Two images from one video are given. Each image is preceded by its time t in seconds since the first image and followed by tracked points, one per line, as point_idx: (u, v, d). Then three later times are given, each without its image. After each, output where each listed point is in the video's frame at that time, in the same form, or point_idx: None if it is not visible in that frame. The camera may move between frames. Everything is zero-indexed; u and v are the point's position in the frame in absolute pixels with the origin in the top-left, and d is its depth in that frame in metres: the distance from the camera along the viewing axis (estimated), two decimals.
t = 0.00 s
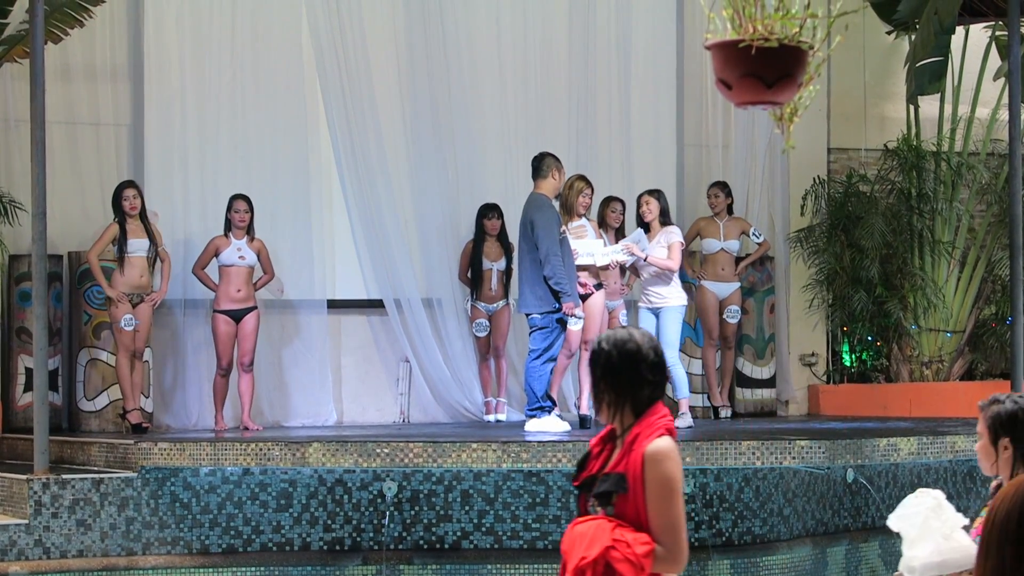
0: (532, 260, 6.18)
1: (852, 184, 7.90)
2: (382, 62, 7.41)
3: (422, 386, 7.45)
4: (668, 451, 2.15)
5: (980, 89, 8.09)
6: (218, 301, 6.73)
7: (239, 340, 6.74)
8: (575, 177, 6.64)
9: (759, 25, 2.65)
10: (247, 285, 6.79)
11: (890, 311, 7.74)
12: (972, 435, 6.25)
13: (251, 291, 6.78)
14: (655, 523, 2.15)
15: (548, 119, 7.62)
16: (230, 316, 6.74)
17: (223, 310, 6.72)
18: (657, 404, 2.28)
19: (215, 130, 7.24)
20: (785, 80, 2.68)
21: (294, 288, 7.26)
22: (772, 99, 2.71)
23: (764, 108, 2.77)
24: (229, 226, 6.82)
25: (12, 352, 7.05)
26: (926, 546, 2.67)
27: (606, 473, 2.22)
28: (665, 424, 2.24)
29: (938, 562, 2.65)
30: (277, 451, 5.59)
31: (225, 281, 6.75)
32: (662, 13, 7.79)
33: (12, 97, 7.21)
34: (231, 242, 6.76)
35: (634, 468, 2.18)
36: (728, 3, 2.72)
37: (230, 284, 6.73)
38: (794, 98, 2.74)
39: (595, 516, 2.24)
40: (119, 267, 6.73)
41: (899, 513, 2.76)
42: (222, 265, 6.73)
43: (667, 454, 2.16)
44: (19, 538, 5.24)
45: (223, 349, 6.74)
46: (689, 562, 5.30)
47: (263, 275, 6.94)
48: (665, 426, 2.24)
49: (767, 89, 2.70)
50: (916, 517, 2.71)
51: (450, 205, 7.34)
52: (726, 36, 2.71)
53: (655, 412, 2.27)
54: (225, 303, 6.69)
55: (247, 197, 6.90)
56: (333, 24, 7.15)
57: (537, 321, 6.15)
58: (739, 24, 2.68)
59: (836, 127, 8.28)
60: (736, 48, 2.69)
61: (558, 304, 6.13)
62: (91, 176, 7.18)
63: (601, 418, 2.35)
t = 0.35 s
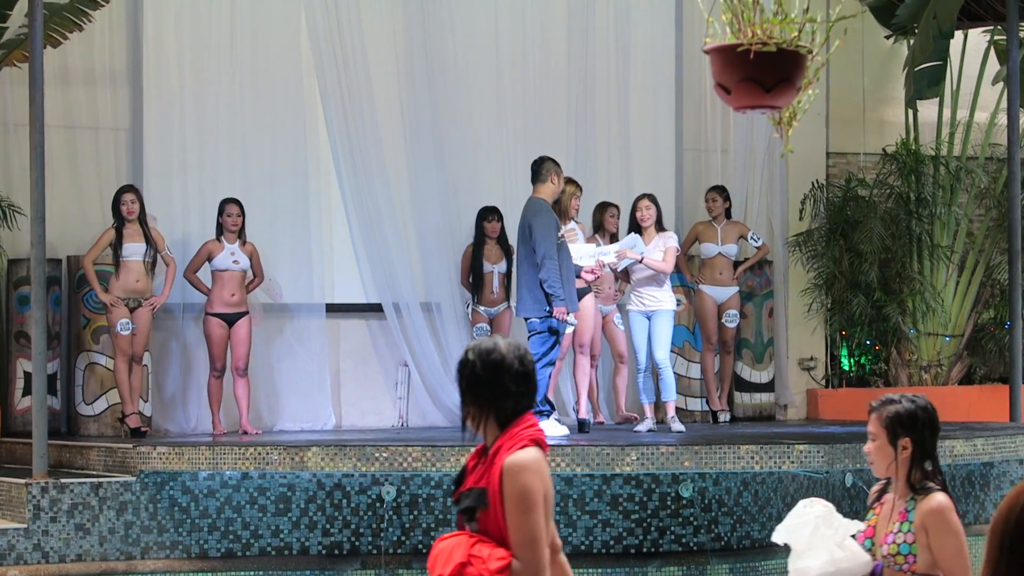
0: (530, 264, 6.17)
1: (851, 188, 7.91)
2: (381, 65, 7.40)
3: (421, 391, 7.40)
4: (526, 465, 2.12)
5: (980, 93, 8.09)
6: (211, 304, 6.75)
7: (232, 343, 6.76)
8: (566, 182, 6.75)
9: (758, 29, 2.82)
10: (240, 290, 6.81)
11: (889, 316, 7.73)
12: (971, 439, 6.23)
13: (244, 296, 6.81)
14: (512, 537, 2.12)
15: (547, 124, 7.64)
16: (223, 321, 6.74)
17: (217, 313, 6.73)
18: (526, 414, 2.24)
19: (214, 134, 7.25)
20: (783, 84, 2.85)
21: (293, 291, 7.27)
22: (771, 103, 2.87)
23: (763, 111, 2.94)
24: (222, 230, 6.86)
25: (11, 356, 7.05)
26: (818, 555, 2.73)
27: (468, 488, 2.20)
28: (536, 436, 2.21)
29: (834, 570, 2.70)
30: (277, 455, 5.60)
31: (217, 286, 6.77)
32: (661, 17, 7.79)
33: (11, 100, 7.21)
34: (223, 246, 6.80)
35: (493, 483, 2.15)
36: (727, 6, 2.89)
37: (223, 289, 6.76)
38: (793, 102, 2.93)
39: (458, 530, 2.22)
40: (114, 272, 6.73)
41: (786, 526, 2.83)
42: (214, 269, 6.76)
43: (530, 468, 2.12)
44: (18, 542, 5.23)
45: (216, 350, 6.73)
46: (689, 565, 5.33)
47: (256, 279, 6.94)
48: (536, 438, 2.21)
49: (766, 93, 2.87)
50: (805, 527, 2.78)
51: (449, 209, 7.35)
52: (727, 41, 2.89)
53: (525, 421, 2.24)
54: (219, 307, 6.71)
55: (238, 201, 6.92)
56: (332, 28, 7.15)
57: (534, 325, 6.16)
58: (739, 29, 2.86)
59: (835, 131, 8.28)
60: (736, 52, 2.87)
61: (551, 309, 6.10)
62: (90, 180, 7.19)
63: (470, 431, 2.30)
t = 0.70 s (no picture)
0: (529, 268, 6.17)
1: (850, 191, 7.91)
2: (379, 69, 7.40)
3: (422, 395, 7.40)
4: (389, 462, 2.16)
5: (978, 95, 8.11)
6: (206, 308, 6.75)
7: (228, 349, 6.76)
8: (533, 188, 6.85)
9: (756, 33, 2.63)
10: (235, 294, 6.82)
11: (887, 319, 7.76)
12: (970, 440, 6.12)
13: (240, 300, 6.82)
14: (370, 533, 2.16)
15: (545, 127, 7.64)
16: (219, 324, 6.74)
17: (211, 316, 6.74)
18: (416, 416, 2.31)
19: (213, 139, 7.25)
20: (782, 87, 2.69)
21: (291, 296, 7.26)
22: (770, 107, 2.71)
23: (761, 114, 2.78)
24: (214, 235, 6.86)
25: (10, 361, 7.05)
26: (701, 558, 2.74)
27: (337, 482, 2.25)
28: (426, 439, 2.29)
29: (716, 571, 2.71)
30: (276, 459, 5.47)
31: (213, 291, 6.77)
32: (660, 20, 7.79)
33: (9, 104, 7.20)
34: (218, 252, 6.79)
35: (357, 479, 2.20)
36: (723, 7, 2.65)
37: (218, 294, 6.76)
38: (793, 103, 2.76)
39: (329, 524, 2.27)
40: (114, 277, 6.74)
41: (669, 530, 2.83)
42: (210, 275, 6.75)
43: (404, 462, 2.17)
44: (17, 547, 5.22)
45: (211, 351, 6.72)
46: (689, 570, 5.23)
47: (247, 283, 6.96)
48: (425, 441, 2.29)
49: (765, 97, 2.70)
50: (688, 530, 2.80)
51: (448, 213, 7.37)
52: (724, 43, 2.71)
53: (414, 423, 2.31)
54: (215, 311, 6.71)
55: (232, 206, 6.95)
56: (330, 32, 7.15)
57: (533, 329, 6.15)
58: (737, 32, 2.66)
59: (834, 134, 8.28)
60: (733, 56, 2.69)
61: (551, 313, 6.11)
62: (89, 185, 7.18)
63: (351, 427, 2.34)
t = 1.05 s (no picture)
0: (532, 271, 6.17)
1: (849, 194, 7.91)
2: (378, 74, 7.40)
3: (420, 399, 7.39)
4: (206, 466, 2.31)
5: (978, 98, 8.10)
6: (203, 312, 6.76)
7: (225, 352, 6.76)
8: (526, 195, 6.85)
9: (755, 36, 3.54)
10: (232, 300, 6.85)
11: (887, 321, 7.78)
12: (970, 444, 6.03)
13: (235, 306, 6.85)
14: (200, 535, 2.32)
15: (544, 131, 7.61)
16: (215, 328, 6.75)
17: (207, 321, 6.75)
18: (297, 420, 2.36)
19: (211, 144, 7.24)
20: (779, 89, 3.61)
21: (289, 300, 7.25)
22: (768, 106, 3.64)
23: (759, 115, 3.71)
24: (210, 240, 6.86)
25: (9, 366, 7.04)
26: (581, 565, 2.39)
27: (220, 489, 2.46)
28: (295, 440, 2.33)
29: None
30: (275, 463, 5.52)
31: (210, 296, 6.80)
32: (659, 23, 7.78)
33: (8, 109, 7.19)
34: (215, 257, 6.81)
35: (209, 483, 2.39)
36: (725, 15, 3.59)
37: (214, 299, 6.78)
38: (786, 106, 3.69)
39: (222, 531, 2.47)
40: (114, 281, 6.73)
41: (550, 534, 2.45)
42: (207, 280, 6.77)
43: (230, 463, 2.30)
44: (16, 552, 5.24)
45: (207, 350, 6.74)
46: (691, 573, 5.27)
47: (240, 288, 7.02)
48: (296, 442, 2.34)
49: (764, 96, 3.62)
50: (569, 536, 2.43)
51: (446, 217, 7.35)
52: (726, 48, 3.62)
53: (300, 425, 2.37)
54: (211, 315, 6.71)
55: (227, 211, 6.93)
56: (329, 36, 7.15)
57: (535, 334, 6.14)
58: (737, 36, 3.57)
59: (834, 137, 8.27)
60: (735, 59, 3.60)
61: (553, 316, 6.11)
62: (88, 190, 7.18)
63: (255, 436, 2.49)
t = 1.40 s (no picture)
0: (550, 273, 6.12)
1: (849, 197, 7.90)
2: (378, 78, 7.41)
3: (420, 402, 7.39)
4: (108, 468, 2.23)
5: (978, 100, 8.13)
6: (201, 316, 6.75)
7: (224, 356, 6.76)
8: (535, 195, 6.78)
9: (754, 40, 3.83)
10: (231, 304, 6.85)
11: (887, 324, 7.78)
12: (970, 445, 6.09)
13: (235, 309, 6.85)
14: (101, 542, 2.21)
15: (545, 135, 7.62)
16: (215, 332, 6.75)
17: (207, 323, 6.74)
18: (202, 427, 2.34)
19: (212, 148, 7.25)
20: (778, 93, 3.89)
21: (290, 303, 7.26)
22: (768, 110, 3.93)
23: (761, 118, 3.99)
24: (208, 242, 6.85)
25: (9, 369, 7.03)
26: None
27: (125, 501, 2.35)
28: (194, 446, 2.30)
29: None
30: (275, 466, 5.54)
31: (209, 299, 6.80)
32: (658, 26, 7.80)
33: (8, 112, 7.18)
34: (214, 261, 6.80)
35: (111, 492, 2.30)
36: (725, 19, 3.88)
37: (214, 302, 6.78)
38: (787, 109, 3.96)
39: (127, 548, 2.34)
40: (116, 283, 6.73)
41: (448, 549, 2.50)
42: (207, 283, 6.78)
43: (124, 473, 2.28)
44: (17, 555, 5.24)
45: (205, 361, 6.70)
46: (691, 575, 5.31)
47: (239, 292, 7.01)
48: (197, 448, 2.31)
49: (764, 101, 3.90)
50: (467, 548, 2.47)
51: (445, 219, 7.36)
52: (726, 52, 3.91)
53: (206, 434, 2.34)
54: (211, 318, 6.71)
55: (226, 214, 6.93)
56: (330, 40, 7.16)
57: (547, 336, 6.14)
58: (737, 39, 3.87)
59: (834, 139, 8.27)
60: (735, 62, 3.88)
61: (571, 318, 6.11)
62: (88, 193, 7.17)
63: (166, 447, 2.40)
